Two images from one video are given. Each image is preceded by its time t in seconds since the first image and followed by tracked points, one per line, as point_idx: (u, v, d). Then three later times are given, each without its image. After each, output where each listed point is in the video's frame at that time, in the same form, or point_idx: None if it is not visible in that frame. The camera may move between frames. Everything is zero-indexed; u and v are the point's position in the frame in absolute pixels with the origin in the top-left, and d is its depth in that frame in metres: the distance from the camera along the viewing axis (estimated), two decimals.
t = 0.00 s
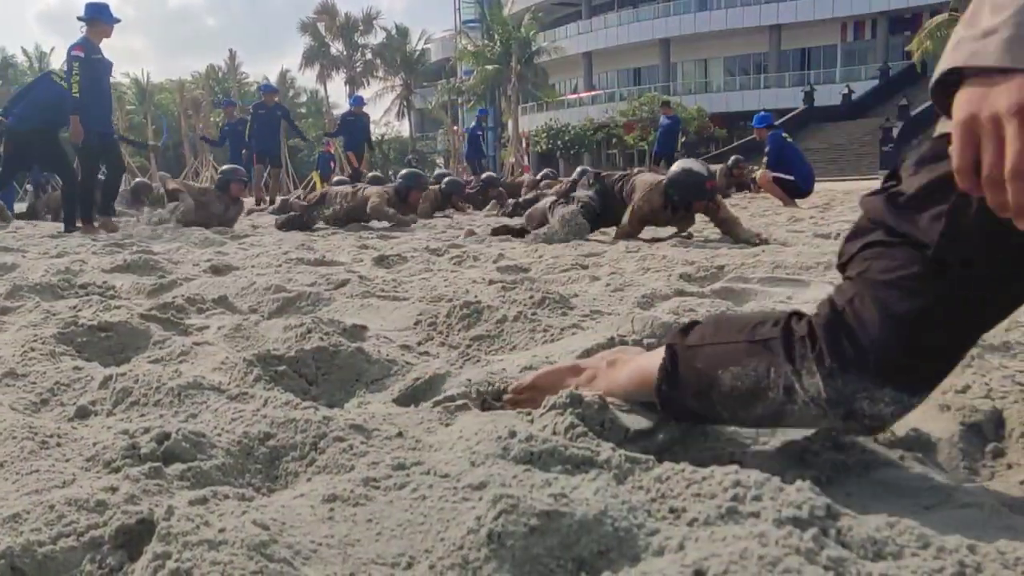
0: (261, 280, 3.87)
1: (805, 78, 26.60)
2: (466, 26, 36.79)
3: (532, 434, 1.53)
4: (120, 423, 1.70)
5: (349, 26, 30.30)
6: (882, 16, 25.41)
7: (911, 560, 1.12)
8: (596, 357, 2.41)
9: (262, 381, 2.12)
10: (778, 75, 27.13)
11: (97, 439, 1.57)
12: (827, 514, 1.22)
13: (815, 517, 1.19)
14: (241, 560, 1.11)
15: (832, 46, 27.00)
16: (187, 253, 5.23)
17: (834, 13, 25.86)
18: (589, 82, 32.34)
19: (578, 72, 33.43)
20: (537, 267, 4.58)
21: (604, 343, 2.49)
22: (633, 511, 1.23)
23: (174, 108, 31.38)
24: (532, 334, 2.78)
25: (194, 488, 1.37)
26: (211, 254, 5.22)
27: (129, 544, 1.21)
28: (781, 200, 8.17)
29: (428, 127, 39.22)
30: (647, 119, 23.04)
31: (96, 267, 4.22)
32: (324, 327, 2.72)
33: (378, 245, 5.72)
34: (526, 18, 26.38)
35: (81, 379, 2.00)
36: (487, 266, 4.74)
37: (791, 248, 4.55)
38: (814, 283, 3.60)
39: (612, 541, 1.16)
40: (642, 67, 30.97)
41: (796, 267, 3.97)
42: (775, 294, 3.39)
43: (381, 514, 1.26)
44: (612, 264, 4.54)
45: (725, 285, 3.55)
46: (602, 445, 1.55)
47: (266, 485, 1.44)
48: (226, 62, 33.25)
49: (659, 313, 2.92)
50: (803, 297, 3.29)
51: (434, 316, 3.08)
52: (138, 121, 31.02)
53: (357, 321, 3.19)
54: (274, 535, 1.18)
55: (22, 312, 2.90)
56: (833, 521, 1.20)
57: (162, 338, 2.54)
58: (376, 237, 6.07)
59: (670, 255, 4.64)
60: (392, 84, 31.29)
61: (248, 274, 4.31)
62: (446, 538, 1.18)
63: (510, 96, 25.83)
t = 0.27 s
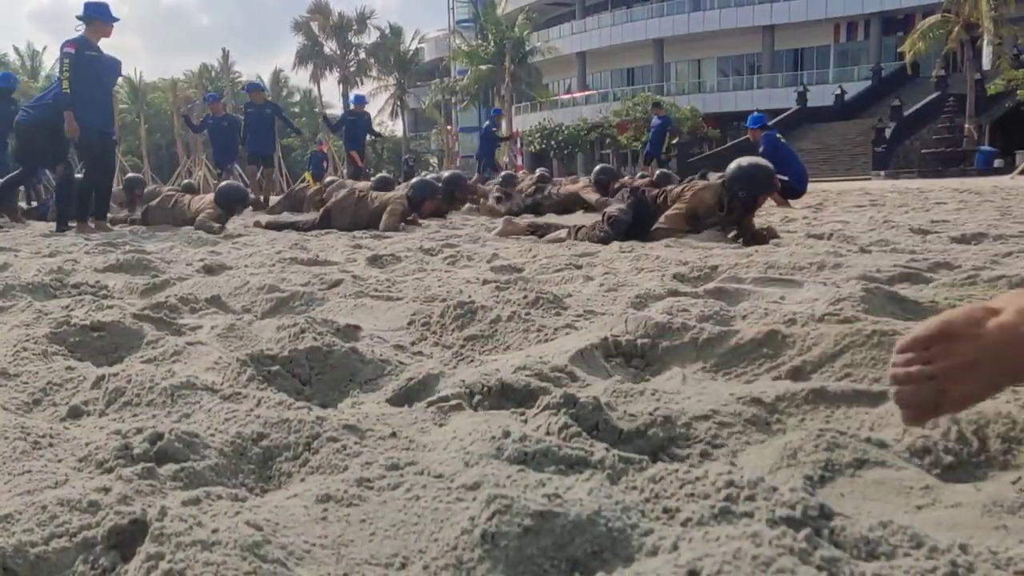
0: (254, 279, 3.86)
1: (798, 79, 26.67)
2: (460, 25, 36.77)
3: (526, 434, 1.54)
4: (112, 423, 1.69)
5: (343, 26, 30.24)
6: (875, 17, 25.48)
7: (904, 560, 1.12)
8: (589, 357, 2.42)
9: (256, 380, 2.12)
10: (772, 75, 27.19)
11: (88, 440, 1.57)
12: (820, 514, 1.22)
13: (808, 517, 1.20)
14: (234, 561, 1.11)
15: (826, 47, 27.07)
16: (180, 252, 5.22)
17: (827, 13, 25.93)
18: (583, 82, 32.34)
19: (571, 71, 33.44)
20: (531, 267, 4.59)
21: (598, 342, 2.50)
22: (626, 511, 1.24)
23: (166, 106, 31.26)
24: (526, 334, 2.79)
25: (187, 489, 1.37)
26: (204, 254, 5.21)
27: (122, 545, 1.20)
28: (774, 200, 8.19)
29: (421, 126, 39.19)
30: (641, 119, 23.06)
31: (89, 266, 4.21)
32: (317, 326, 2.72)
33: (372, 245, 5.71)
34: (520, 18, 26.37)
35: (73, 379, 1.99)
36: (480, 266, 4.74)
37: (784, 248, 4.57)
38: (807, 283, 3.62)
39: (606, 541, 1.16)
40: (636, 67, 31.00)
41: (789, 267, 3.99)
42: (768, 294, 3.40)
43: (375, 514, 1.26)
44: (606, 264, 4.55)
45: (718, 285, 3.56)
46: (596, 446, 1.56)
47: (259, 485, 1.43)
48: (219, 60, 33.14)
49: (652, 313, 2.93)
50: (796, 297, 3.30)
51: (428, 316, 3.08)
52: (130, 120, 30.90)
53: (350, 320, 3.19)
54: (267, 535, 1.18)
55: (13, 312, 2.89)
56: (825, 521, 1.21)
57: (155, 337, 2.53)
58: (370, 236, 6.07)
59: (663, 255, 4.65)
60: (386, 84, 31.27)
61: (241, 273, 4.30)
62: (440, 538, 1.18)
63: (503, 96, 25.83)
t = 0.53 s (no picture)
0: (246, 279, 3.86)
1: (790, 80, 26.74)
2: (452, 25, 36.72)
3: (517, 434, 1.54)
4: (101, 423, 1.68)
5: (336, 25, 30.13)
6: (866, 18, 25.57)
7: (893, 560, 1.12)
8: (581, 357, 2.43)
9: (247, 380, 2.12)
10: (764, 76, 27.26)
11: (77, 441, 1.56)
12: (810, 515, 1.23)
13: (799, 518, 1.20)
14: (223, 562, 1.10)
15: (818, 48, 27.16)
16: (172, 252, 5.21)
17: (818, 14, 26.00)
18: (576, 82, 32.36)
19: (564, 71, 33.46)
20: (523, 267, 4.59)
21: (590, 343, 2.50)
22: (618, 511, 1.24)
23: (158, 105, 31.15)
24: (518, 333, 2.79)
25: (177, 489, 1.36)
26: (196, 254, 5.20)
27: (111, 546, 1.20)
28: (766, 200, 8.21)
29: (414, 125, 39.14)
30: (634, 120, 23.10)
31: (79, 266, 4.19)
32: (309, 327, 2.72)
33: (364, 245, 5.70)
34: (513, 18, 26.35)
35: (63, 379, 1.99)
36: (473, 266, 4.74)
37: (777, 249, 4.58)
38: (799, 283, 3.63)
39: (597, 541, 1.16)
40: (628, 68, 31.04)
41: (781, 268, 4.00)
42: (759, 295, 3.41)
43: (365, 515, 1.26)
44: (598, 264, 4.56)
45: (710, 285, 3.57)
46: (587, 447, 1.56)
47: (250, 486, 1.43)
48: (211, 59, 33.03)
49: (644, 313, 2.94)
50: (788, 297, 3.31)
51: (419, 316, 3.08)
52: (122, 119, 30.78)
53: (342, 320, 3.18)
54: (258, 537, 1.18)
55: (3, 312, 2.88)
56: (815, 521, 1.21)
57: (145, 337, 2.52)
58: (361, 236, 6.07)
59: (656, 255, 4.66)
60: (378, 84, 31.22)
61: (233, 273, 4.29)
62: (431, 538, 1.18)
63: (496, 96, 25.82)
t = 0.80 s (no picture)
0: (237, 280, 3.85)
1: (782, 80, 26.82)
2: (445, 25, 36.70)
3: (507, 435, 1.54)
4: (90, 425, 1.68)
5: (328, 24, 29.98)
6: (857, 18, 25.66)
7: (879, 560, 1.13)
8: (572, 357, 2.43)
9: (237, 381, 2.12)
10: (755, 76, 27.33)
11: (65, 442, 1.56)
12: (798, 515, 1.23)
13: (787, 518, 1.21)
14: (210, 564, 1.10)
15: (809, 48, 27.24)
16: (162, 252, 5.19)
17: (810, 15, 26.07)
18: (569, 82, 32.37)
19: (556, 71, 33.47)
20: (515, 267, 4.60)
21: (581, 343, 2.51)
22: (606, 512, 1.24)
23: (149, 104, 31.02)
24: (509, 334, 2.79)
25: (166, 491, 1.36)
26: (187, 253, 5.19)
27: (98, 548, 1.20)
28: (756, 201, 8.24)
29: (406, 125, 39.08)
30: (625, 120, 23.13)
31: (69, 266, 4.18)
32: (300, 327, 2.72)
33: (355, 245, 5.70)
34: (505, 18, 26.34)
35: (51, 379, 1.98)
36: (465, 266, 4.74)
37: (767, 249, 4.60)
38: (790, 283, 3.65)
39: (585, 542, 1.16)
40: (621, 68, 31.07)
41: (772, 268, 4.01)
42: (750, 295, 3.42)
43: (354, 516, 1.26)
44: (590, 265, 4.57)
45: (701, 286, 3.58)
46: (577, 447, 1.56)
47: (238, 487, 1.43)
48: (202, 58, 32.91)
49: (635, 313, 2.94)
50: (779, 297, 3.33)
51: (410, 316, 3.08)
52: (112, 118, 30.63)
53: (333, 320, 3.18)
54: (246, 538, 1.18)
55: None
56: (804, 521, 1.21)
57: (135, 338, 2.52)
58: (352, 235, 6.07)
59: (647, 255, 4.67)
60: (370, 83, 31.18)
61: (224, 273, 4.28)
62: (419, 539, 1.18)
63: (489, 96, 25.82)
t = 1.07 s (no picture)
0: (226, 280, 3.84)
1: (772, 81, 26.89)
2: (436, 25, 36.69)
3: (493, 436, 1.54)
4: (74, 426, 1.67)
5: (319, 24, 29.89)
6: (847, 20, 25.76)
7: (863, 560, 1.13)
8: (560, 358, 2.43)
9: (224, 382, 2.12)
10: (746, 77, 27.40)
11: (49, 443, 1.55)
12: (782, 515, 1.23)
13: (770, 518, 1.21)
14: (193, 567, 1.10)
15: (799, 49, 27.33)
16: (151, 252, 5.18)
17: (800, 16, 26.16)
18: (559, 82, 32.39)
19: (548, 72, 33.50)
20: (505, 267, 4.60)
21: (569, 343, 2.51)
22: (591, 513, 1.24)
23: (138, 104, 30.90)
24: (498, 334, 2.79)
25: (149, 493, 1.35)
26: (176, 254, 5.17)
27: (80, 550, 1.19)
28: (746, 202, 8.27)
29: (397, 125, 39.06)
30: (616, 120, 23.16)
31: (57, 266, 4.16)
32: (288, 328, 2.72)
33: (346, 245, 5.70)
34: (497, 18, 26.34)
35: (36, 380, 1.97)
36: (455, 267, 4.74)
37: (757, 249, 4.62)
38: (778, 284, 3.66)
39: (569, 543, 1.16)
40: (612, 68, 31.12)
41: (761, 268, 4.03)
42: (739, 295, 3.44)
43: (339, 518, 1.25)
44: (579, 265, 4.57)
45: (690, 286, 3.59)
46: (563, 448, 1.57)
47: (224, 488, 1.42)
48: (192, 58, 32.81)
49: (624, 313, 2.95)
50: (768, 297, 3.34)
51: (398, 317, 3.08)
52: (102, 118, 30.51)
53: (322, 321, 3.18)
54: (229, 540, 1.17)
55: None
56: (787, 521, 1.22)
57: (121, 338, 2.51)
58: (342, 236, 6.06)
59: (637, 256, 4.68)
60: (362, 83, 31.14)
61: (213, 273, 4.28)
62: (404, 541, 1.18)
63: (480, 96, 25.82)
